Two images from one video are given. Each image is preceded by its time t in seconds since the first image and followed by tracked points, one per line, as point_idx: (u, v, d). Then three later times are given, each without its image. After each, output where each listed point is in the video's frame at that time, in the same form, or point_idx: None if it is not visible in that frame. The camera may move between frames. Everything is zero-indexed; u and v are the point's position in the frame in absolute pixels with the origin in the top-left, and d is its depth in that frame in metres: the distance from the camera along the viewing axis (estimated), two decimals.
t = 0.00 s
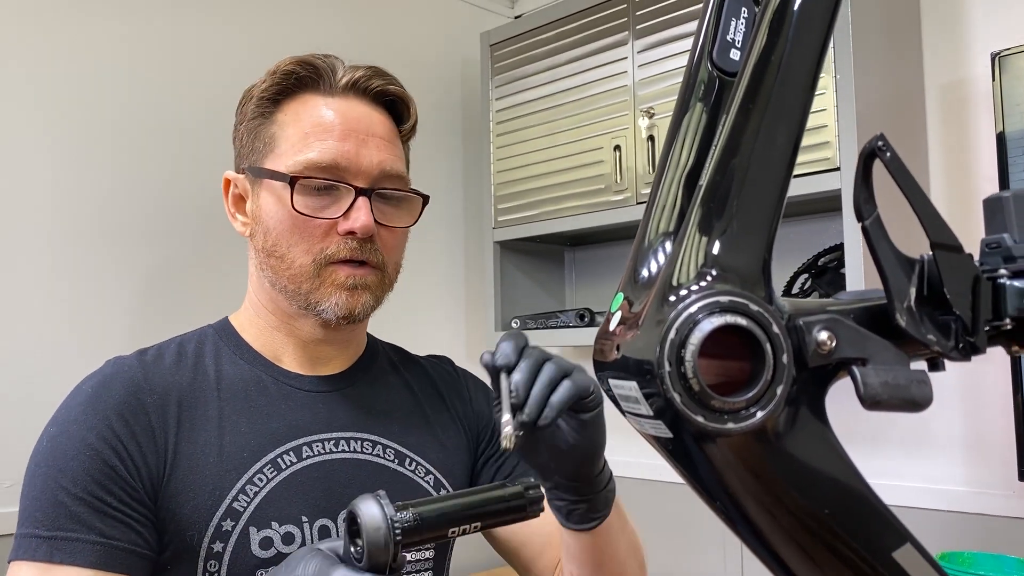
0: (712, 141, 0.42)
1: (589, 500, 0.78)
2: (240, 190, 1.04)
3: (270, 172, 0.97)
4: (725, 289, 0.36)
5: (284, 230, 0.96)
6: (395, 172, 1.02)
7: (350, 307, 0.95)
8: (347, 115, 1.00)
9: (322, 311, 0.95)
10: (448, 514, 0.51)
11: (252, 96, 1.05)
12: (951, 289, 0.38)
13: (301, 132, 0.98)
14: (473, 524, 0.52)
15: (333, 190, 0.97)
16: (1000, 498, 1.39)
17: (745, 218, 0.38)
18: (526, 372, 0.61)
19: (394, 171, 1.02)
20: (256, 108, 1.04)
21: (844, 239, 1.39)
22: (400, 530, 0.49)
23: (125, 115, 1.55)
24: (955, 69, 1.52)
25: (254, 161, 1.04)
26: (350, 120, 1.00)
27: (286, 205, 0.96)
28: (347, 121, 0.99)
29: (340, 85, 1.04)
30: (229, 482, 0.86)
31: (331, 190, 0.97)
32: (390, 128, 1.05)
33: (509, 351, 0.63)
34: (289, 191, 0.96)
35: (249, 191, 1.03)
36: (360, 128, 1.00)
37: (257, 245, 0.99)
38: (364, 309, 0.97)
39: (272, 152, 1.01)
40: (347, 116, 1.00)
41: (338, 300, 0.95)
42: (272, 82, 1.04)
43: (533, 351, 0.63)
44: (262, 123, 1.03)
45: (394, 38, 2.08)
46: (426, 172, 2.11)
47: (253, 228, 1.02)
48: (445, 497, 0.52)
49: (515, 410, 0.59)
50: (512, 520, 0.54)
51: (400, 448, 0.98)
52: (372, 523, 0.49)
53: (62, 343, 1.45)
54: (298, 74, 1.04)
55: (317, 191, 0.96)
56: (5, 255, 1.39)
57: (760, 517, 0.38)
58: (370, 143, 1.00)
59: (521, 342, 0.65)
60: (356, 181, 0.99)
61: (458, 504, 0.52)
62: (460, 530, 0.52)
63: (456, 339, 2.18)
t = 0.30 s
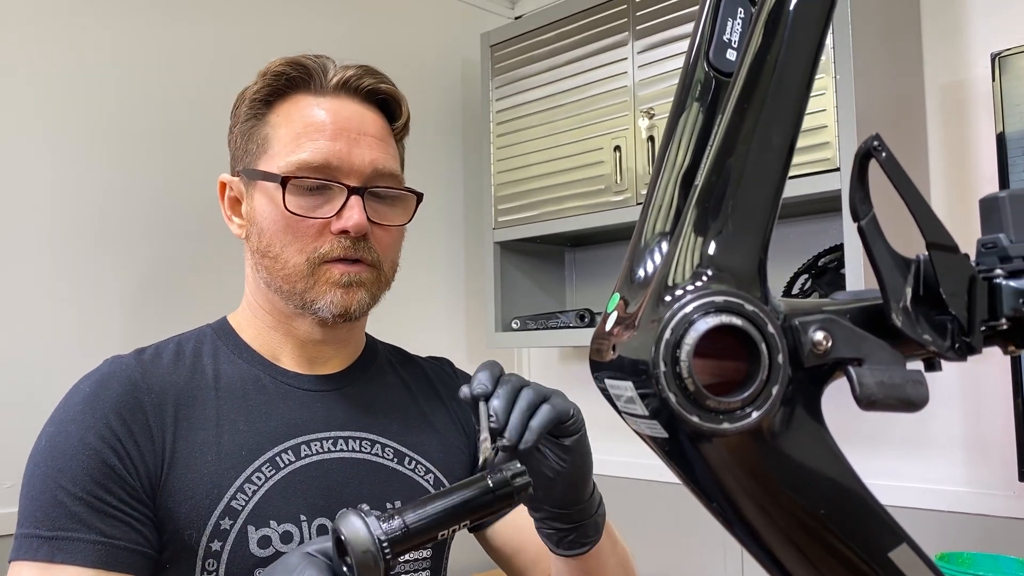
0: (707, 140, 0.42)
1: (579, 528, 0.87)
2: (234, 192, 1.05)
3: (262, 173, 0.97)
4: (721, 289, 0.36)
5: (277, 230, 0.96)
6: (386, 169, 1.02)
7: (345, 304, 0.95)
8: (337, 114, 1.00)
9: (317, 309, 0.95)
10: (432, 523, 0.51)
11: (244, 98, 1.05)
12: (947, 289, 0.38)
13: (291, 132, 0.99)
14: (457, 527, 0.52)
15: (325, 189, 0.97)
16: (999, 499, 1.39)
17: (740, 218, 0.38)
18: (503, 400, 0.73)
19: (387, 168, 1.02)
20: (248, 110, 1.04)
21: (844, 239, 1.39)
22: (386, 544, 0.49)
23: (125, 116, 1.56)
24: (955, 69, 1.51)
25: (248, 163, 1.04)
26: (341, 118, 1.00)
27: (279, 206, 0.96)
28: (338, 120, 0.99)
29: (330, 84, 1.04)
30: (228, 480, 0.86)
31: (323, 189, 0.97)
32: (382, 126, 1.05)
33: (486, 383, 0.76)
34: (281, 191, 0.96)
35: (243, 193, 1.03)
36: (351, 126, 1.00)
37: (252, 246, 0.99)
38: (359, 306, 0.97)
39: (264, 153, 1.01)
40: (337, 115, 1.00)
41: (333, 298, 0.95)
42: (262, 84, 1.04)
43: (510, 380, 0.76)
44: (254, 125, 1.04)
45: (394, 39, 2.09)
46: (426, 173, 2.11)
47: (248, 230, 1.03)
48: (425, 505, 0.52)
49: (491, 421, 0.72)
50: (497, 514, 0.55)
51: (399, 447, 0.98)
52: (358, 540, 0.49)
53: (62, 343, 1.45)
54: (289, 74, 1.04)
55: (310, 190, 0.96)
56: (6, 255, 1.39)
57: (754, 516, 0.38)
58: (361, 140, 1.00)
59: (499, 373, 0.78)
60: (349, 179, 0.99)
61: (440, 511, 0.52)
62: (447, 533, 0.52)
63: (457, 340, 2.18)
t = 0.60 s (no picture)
0: (705, 139, 0.42)
1: (599, 530, 0.84)
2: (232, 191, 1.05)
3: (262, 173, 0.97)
4: (719, 288, 0.36)
5: (274, 229, 0.96)
6: (386, 172, 1.02)
7: (340, 306, 0.95)
8: (337, 115, 1.00)
9: (312, 310, 0.95)
10: (429, 482, 0.54)
11: (245, 97, 1.05)
12: (946, 288, 0.38)
13: (291, 132, 0.99)
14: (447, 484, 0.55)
15: (323, 189, 0.97)
16: (999, 499, 1.39)
17: (739, 217, 0.38)
18: (556, 400, 0.66)
19: (386, 171, 1.02)
20: (248, 109, 1.04)
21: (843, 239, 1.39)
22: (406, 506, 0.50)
23: (126, 116, 1.56)
24: (956, 69, 1.51)
25: (247, 162, 1.04)
26: (341, 120, 1.00)
27: (277, 205, 0.96)
28: (338, 121, 0.99)
29: (332, 85, 1.05)
30: (223, 482, 0.86)
31: (321, 190, 0.97)
32: (382, 128, 1.05)
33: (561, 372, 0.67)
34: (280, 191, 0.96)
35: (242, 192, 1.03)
36: (351, 128, 1.00)
37: (249, 245, 1.00)
38: (354, 308, 0.97)
39: (263, 152, 1.01)
40: (337, 116, 1.00)
41: (328, 299, 0.95)
42: (264, 84, 1.04)
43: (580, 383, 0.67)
44: (254, 124, 1.04)
45: (393, 38, 2.08)
46: (426, 173, 2.11)
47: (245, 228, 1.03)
48: (412, 470, 0.54)
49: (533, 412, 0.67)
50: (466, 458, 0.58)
51: (395, 450, 0.97)
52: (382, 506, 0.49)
53: (62, 343, 1.45)
54: (291, 74, 1.04)
55: (308, 190, 0.96)
56: (6, 255, 1.40)
57: (752, 515, 0.38)
58: (360, 142, 1.00)
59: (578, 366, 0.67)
60: (347, 180, 0.99)
61: (432, 471, 0.55)
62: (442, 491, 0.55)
63: (457, 340, 2.18)
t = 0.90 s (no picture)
0: (704, 138, 0.42)
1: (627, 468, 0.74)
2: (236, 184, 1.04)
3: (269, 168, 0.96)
4: (718, 287, 0.36)
5: (279, 226, 0.96)
6: (393, 177, 1.02)
7: (339, 309, 0.95)
8: (350, 118, 1.00)
9: (310, 311, 0.95)
10: (438, 474, 0.56)
11: (256, 92, 1.05)
12: (945, 287, 0.38)
13: (303, 131, 0.98)
14: (454, 486, 0.57)
15: (330, 189, 0.97)
16: (999, 497, 1.39)
17: (739, 216, 0.38)
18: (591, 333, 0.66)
19: (393, 177, 1.02)
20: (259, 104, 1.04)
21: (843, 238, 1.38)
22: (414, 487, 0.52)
23: (125, 115, 1.56)
24: (956, 68, 1.51)
25: (252, 157, 1.04)
26: (353, 124, 1.00)
27: (285, 202, 0.96)
28: (351, 124, 1.00)
29: (346, 88, 1.05)
30: (217, 482, 0.86)
31: (328, 190, 0.97)
32: (391, 134, 1.05)
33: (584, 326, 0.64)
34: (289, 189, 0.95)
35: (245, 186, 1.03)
36: (363, 132, 1.00)
37: (251, 239, 0.99)
38: (353, 312, 0.97)
39: (271, 148, 1.01)
40: (350, 119, 1.00)
41: (328, 302, 0.95)
42: (279, 81, 1.04)
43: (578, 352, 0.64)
44: (262, 119, 1.03)
45: (392, 38, 2.08)
46: (427, 172, 2.11)
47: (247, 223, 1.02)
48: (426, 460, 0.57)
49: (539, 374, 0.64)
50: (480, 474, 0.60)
51: (389, 448, 0.97)
52: (388, 478, 0.51)
53: (61, 344, 1.45)
54: (306, 74, 1.04)
55: (316, 190, 0.96)
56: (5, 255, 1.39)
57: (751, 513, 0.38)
58: (371, 146, 1.00)
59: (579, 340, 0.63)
60: (356, 183, 0.99)
61: (442, 465, 0.57)
62: (448, 489, 0.56)
63: (456, 339, 2.18)
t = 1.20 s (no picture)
0: (701, 136, 0.41)
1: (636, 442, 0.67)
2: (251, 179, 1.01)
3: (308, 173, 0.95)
4: (718, 284, 0.36)
5: (314, 230, 0.95)
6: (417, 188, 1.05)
7: (367, 315, 0.98)
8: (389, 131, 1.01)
9: (340, 316, 0.96)
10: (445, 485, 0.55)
11: (285, 90, 1.02)
12: (946, 284, 0.37)
13: (343, 137, 0.98)
14: (461, 497, 0.57)
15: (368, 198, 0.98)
16: (999, 496, 1.39)
17: (738, 214, 0.38)
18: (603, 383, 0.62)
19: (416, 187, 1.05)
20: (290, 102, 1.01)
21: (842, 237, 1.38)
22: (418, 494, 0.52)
23: (125, 115, 1.55)
24: (956, 66, 1.51)
25: (272, 155, 1.01)
26: (390, 133, 1.00)
27: (319, 205, 0.95)
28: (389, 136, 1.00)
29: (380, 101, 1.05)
30: (215, 483, 0.86)
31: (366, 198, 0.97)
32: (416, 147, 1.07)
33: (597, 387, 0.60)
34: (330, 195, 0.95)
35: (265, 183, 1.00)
36: (399, 144, 1.01)
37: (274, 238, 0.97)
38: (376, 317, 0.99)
39: (304, 149, 0.99)
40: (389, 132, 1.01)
41: (359, 308, 0.97)
42: (312, 83, 1.02)
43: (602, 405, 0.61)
44: (290, 117, 1.01)
45: (391, 37, 2.08)
46: (426, 172, 2.11)
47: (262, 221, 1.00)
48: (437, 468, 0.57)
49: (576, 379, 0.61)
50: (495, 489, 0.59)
51: (387, 446, 0.98)
52: (394, 484, 0.52)
53: (59, 343, 1.45)
54: (343, 81, 1.03)
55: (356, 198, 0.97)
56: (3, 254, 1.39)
57: (750, 512, 0.37)
58: (405, 158, 1.02)
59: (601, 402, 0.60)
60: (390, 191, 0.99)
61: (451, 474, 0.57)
62: (454, 499, 0.56)
63: (455, 338, 2.18)
